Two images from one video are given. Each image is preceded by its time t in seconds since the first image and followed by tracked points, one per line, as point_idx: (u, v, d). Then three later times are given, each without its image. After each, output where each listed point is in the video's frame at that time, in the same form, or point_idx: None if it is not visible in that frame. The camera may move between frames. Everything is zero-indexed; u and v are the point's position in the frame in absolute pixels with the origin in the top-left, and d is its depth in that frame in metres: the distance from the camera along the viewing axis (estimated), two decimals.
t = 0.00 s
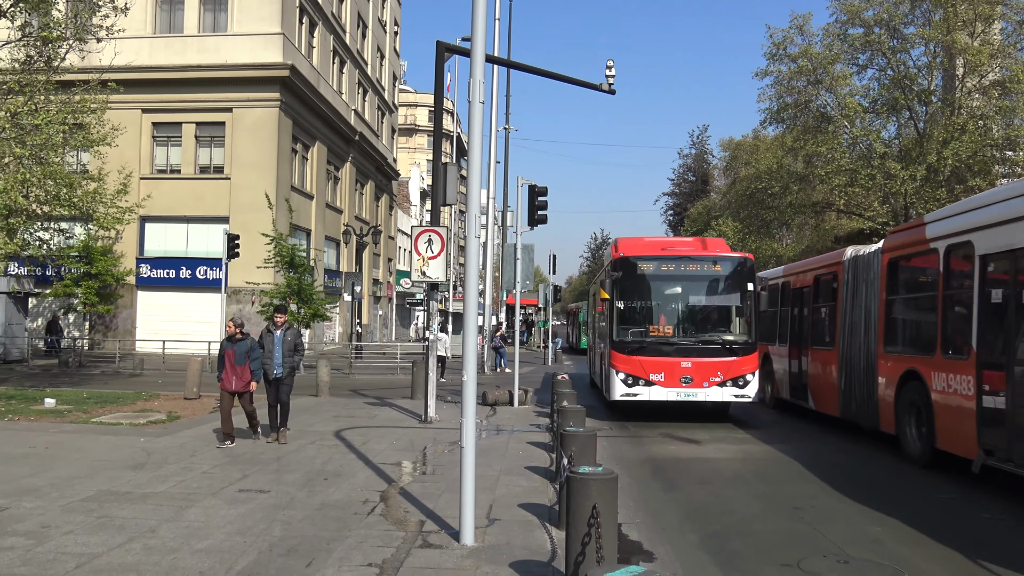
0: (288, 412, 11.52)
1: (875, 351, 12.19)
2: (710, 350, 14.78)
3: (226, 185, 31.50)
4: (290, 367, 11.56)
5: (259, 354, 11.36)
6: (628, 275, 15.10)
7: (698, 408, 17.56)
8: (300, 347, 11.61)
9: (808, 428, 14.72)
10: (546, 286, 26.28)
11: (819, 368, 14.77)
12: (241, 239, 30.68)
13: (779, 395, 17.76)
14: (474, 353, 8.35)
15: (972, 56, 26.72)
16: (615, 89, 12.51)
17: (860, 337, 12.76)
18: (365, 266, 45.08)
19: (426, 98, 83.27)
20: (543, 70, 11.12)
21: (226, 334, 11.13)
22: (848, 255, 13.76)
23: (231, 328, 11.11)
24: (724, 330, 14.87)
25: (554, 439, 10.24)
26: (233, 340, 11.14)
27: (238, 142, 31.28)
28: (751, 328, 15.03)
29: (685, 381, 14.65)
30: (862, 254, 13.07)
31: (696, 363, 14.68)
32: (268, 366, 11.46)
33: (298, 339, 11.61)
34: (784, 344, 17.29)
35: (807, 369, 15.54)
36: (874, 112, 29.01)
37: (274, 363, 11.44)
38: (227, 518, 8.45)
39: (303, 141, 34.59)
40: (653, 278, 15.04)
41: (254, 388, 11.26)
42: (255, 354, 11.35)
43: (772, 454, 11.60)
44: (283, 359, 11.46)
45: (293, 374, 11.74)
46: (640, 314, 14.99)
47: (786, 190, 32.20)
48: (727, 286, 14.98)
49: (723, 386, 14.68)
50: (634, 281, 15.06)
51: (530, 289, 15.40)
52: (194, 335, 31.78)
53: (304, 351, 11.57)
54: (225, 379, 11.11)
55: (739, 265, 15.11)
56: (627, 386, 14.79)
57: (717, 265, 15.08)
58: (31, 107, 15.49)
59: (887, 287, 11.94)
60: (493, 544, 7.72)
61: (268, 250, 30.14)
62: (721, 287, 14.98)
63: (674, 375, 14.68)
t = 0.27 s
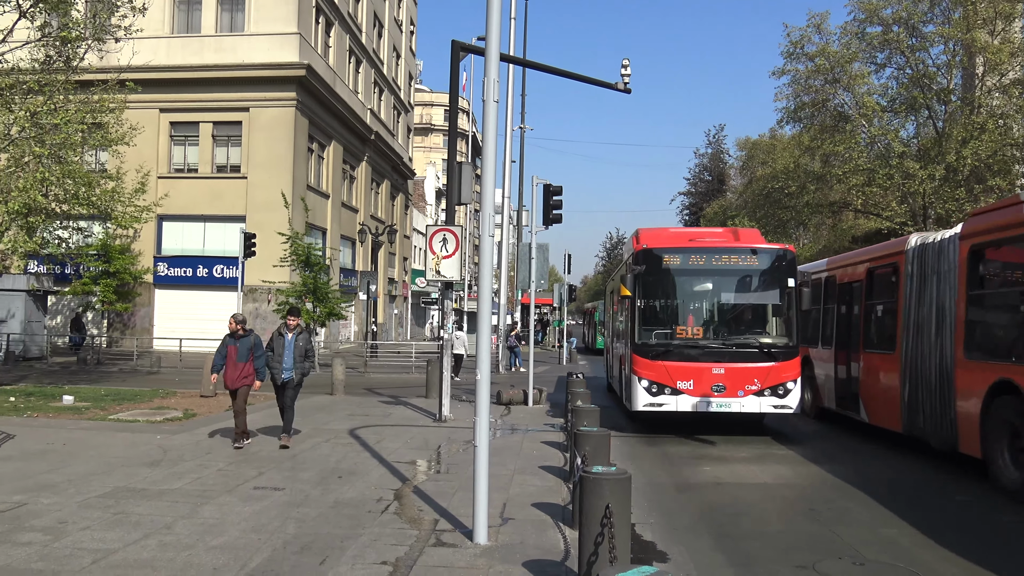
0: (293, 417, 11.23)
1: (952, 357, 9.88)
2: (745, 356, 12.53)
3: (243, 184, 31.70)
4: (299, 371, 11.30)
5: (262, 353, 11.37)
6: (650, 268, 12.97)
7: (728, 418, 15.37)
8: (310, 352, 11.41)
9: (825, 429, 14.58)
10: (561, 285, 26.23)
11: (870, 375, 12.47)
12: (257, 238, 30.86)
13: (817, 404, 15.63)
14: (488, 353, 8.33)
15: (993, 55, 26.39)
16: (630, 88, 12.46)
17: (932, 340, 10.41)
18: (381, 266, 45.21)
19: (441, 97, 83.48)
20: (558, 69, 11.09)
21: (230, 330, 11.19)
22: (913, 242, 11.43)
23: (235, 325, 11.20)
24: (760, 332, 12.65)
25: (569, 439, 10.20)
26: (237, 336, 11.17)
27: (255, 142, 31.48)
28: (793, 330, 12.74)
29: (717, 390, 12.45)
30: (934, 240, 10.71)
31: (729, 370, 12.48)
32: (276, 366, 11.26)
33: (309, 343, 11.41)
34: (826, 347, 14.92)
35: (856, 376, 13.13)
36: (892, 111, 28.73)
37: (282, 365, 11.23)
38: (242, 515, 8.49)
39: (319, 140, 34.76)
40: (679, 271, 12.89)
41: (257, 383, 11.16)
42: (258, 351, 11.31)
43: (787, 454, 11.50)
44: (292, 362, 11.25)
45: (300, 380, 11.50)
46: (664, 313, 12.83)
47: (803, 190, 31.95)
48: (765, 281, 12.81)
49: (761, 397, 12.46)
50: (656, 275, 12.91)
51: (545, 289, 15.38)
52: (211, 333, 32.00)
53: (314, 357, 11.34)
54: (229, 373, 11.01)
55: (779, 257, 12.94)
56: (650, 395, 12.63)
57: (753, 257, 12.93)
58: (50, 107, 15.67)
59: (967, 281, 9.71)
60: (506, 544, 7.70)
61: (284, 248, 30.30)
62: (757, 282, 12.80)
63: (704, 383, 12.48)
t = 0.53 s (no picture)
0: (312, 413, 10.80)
1: None
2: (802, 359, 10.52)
3: (271, 182, 32.01)
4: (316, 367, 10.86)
5: (274, 352, 11.03)
6: (690, 256, 11.03)
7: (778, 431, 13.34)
8: (329, 346, 10.91)
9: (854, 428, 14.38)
10: (584, 283, 26.13)
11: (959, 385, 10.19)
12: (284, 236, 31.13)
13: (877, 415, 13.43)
14: (511, 350, 8.29)
15: None
16: (655, 84, 12.35)
17: None
18: (406, 263, 45.39)
19: (466, 95, 83.72)
20: (582, 65, 11.01)
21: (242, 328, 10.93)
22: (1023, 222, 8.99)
23: (247, 322, 10.93)
24: (820, 330, 10.63)
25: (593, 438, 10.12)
26: (248, 333, 10.89)
27: (283, 139, 31.78)
28: (858, 328, 10.69)
29: (771, 400, 10.47)
30: None
31: (785, 376, 10.47)
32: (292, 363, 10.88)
33: (329, 336, 10.93)
34: (895, 349, 12.63)
35: (939, 384, 10.81)
36: (923, 107, 28.19)
37: (299, 360, 10.80)
38: (267, 510, 8.54)
39: (345, 138, 35.00)
40: (725, 260, 10.95)
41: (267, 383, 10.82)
42: (270, 348, 10.96)
43: (815, 455, 11.33)
44: (310, 358, 10.81)
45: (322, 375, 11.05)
46: (705, 309, 10.88)
47: (831, 187, 31.49)
48: (826, 271, 10.83)
49: (824, 407, 10.43)
50: (697, 265, 10.98)
51: (569, 286, 15.31)
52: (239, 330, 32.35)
53: (333, 352, 10.82)
54: (239, 372, 10.82)
55: (843, 243, 10.94)
56: (690, 406, 10.68)
57: (813, 242, 10.95)
58: (80, 105, 15.92)
59: None
60: (529, 541, 7.67)
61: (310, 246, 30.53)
62: (813, 271, 10.82)
63: (755, 392, 10.50)
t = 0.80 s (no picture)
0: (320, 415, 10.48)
1: None
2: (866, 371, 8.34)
3: (287, 179, 32.14)
4: (323, 368, 10.51)
5: (276, 347, 10.58)
6: (727, 241, 8.99)
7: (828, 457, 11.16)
8: (335, 345, 10.58)
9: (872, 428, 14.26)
10: (600, 280, 26.09)
11: None
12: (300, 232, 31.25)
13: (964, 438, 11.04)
14: (526, 348, 8.28)
15: None
16: (672, 80, 12.29)
17: None
18: (422, 260, 45.47)
19: (482, 92, 83.80)
20: (599, 62, 10.98)
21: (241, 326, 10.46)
22: None
23: (245, 320, 10.46)
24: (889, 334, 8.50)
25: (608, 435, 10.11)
26: (248, 331, 10.44)
27: (299, 136, 31.88)
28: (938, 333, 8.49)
29: (829, 421, 8.30)
30: None
31: (847, 392, 8.28)
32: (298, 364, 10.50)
33: (334, 335, 10.60)
34: (976, 355, 10.49)
35: None
36: (943, 105, 27.86)
37: (304, 363, 10.43)
38: (282, 505, 8.58)
39: (361, 135, 35.08)
40: (769, 247, 8.89)
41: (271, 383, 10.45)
42: (272, 346, 10.53)
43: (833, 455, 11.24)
44: (315, 359, 10.46)
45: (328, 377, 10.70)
46: (742, 307, 8.78)
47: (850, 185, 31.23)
48: (896, 262, 8.69)
49: (896, 431, 8.24)
50: (735, 252, 8.94)
51: (584, 283, 15.29)
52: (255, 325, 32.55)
53: (339, 351, 10.53)
54: (240, 372, 10.41)
55: (916, 227, 8.79)
56: (728, 428, 8.53)
57: (880, 225, 8.80)
58: (100, 102, 16.06)
59: None
60: (544, 538, 7.67)
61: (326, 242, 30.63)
62: (879, 262, 8.71)
63: (810, 411, 8.34)
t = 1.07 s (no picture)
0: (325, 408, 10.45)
1: None
2: (946, 383, 6.74)
3: (300, 174, 32.20)
4: (327, 360, 10.40)
5: (273, 343, 10.32)
6: (773, 222, 7.37)
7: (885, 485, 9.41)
8: (340, 336, 10.46)
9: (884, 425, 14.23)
10: (612, 277, 26.08)
11: None
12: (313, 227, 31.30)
13: None
14: (540, 344, 8.30)
15: None
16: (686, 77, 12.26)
17: None
18: (434, 255, 45.51)
19: (494, 88, 83.84)
20: (613, 59, 10.95)
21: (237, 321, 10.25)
22: None
23: (241, 314, 10.22)
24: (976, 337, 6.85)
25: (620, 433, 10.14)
26: (243, 327, 10.21)
27: (312, 132, 31.93)
28: None
29: (902, 447, 6.72)
30: None
31: (921, 409, 6.71)
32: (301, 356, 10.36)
33: (339, 326, 10.47)
34: None
35: None
36: (958, 101, 27.68)
37: (309, 356, 10.34)
38: (296, 500, 8.62)
39: (373, 131, 35.11)
40: (823, 230, 7.27)
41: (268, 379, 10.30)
42: (268, 343, 10.28)
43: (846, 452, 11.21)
44: (319, 351, 10.34)
45: (334, 366, 10.65)
46: (788, 302, 7.19)
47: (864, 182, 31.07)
48: (981, 248, 7.06)
49: (986, 459, 6.66)
50: (783, 236, 7.32)
51: (596, 280, 15.28)
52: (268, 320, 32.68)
53: (344, 343, 10.36)
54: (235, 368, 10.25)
55: (1003, 209, 7.19)
56: (773, 452, 6.96)
57: (961, 201, 7.21)
58: (115, 98, 16.17)
59: None
60: (557, 535, 7.68)
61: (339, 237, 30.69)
62: (958, 248, 7.09)
63: (877, 433, 6.77)
